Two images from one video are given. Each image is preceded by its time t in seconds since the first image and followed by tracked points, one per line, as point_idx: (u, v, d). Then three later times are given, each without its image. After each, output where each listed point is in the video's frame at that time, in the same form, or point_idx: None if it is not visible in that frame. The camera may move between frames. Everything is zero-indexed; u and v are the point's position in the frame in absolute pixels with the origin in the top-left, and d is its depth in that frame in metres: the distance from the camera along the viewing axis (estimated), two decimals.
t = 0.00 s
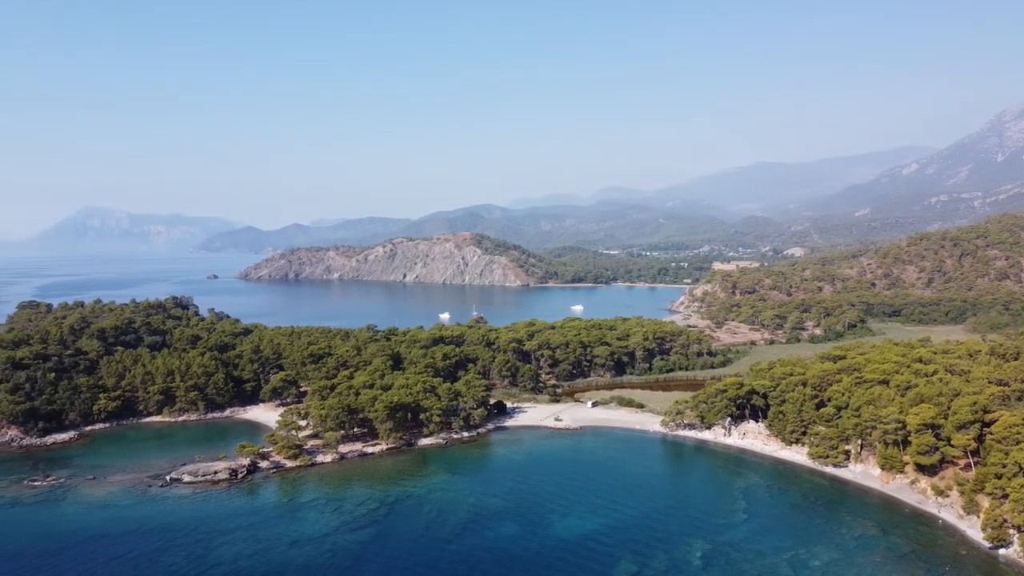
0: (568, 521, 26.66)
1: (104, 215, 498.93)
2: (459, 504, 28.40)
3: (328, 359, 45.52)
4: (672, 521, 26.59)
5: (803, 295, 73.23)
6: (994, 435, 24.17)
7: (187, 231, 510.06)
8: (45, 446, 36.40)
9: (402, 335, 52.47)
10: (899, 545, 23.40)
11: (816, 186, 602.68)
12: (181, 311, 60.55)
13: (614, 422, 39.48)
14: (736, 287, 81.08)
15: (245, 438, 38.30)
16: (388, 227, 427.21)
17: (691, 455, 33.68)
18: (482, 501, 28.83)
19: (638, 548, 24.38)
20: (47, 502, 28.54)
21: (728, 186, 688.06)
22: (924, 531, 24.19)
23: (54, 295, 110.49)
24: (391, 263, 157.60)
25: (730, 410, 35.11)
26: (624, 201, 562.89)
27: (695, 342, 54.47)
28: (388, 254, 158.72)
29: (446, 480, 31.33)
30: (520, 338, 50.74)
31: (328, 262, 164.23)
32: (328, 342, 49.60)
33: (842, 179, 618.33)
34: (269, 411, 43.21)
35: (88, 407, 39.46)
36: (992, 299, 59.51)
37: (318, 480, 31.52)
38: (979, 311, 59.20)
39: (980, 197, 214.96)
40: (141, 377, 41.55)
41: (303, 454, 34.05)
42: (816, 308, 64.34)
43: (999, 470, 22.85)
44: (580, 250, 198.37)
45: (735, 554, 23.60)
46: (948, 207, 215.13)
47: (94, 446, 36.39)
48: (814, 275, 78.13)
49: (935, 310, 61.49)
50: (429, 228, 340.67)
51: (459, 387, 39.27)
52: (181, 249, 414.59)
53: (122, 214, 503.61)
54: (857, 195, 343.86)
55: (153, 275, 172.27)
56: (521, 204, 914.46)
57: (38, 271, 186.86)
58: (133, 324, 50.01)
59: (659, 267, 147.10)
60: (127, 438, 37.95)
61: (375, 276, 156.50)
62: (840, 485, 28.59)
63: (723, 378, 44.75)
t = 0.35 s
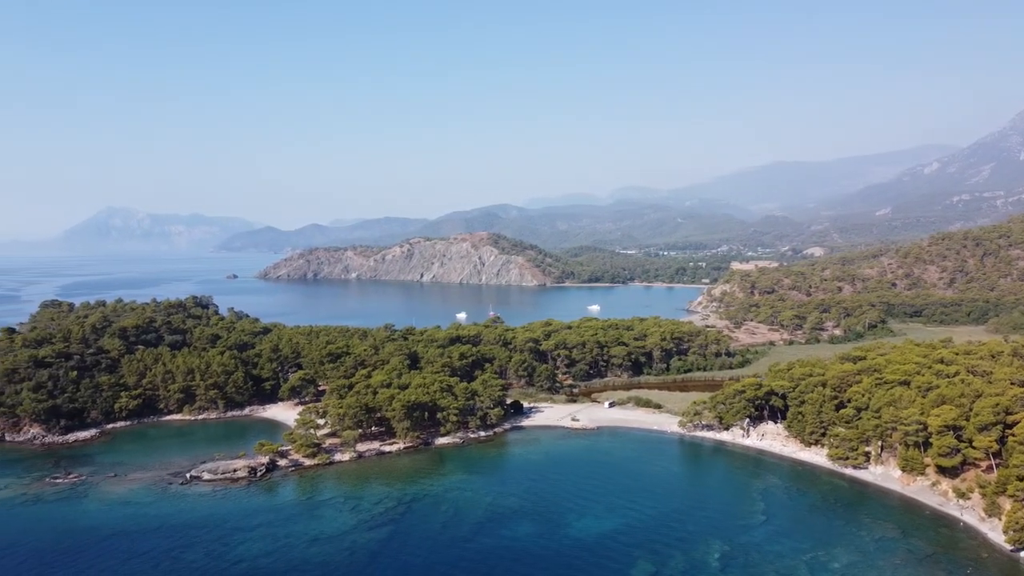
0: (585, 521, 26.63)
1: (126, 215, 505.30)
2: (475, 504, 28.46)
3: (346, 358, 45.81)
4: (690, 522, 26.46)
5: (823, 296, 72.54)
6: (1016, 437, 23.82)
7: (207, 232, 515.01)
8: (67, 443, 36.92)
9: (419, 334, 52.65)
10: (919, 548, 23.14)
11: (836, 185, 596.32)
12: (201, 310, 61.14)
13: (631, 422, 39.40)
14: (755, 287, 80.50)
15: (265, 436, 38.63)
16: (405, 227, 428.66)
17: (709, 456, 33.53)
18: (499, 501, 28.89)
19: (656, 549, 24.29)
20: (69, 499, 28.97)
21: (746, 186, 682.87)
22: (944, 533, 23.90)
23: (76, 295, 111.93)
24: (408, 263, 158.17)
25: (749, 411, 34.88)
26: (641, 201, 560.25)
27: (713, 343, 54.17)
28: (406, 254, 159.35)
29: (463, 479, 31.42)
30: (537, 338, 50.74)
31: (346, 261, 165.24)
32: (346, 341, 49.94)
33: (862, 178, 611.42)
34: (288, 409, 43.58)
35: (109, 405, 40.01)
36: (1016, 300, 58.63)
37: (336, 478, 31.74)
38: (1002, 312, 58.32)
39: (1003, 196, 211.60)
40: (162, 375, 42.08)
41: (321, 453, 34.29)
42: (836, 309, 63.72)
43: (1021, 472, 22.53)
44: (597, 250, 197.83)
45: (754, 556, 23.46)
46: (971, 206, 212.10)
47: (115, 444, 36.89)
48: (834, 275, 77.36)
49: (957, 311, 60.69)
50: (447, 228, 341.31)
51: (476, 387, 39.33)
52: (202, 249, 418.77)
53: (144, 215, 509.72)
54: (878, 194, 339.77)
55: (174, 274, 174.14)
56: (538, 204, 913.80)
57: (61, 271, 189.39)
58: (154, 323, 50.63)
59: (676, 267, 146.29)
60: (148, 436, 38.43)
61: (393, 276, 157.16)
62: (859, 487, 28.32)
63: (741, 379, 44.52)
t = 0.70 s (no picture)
0: (604, 522, 26.59)
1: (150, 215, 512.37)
2: (495, 503, 28.52)
3: (367, 357, 46.14)
4: (710, 524, 26.32)
5: (846, 296, 71.73)
6: None
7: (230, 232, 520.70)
8: (92, 440, 37.56)
9: (438, 334, 52.82)
10: (943, 551, 22.81)
11: (860, 184, 588.87)
12: (223, 310, 61.86)
13: (651, 423, 39.25)
14: (776, 288, 79.77)
15: (286, 434, 38.98)
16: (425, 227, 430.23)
17: (730, 457, 33.31)
18: (518, 500, 28.93)
19: (675, 550, 24.19)
20: (94, 496, 29.49)
21: (768, 185, 676.53)
22: (969, 536, 23.55)
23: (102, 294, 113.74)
24: (428, 263, 158.80)
25: (770, 412, 34.60)
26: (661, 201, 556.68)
27: (734, 343, 53.79)
28: (426, 254, 159.95)
29: (482, 479, 31.49)
30: (556, 338, 50.69)
31: (367, 261, 166.26)
32: (366, 341, 50.28)
33: (887, 177, 603.04)
34: (310, 407, 44.00)
35: (134, 403, 40.60)
36: None
37: (356, 476, 31.98)
38: None
39: None
40: (185, 374, 42.67)
41: (341, 451, 34.55)
42: (859, 309, 62.98)
43: None
44: (617, 250, 196.93)
45: (774, 558, 23.29)
46: (998, 206, 208.19)
47: (140, 441, 37.48)
48: (857, 275, 76.45)
49: (983, 312, 59.71)
50: (466, 228, 341.99)
51: (495, 386, 39.40)
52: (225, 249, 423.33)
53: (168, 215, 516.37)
54: (902, 193, 335.06)
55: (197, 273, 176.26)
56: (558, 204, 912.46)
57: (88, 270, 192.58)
58: (177, 322, 51.32)
59: (697, 267, 145.27)
60: (172, 434, 38.97)
61: (413, 276, 157.79)
62: (882, 489, 27.98)
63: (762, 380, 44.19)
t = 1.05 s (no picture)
0: (625, 523, 26.52)
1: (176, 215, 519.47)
2: (516, 503, 28.56)
3: (388, 356, 46.45)
4: (731, 526, 26.15)
5: (871, 296, 70.82)
6: None
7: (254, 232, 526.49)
8: (118, 437, 38.21)
9: (459, 333, 52.96)
10: (969, 555, 22.47)
11: (885, 183, 580.51)
12: (247, 309, 62.58)
13: (672, 424, 39.07)
14: (800, 287, 78.95)
15: (308, 433, 39.33)
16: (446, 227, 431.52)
17: (752, 459, 33.07)
18: (539, 500, 28.96)
19: (696, 552, 24.06)
20: (120, 492, 30.01)
21: (791, 185, 669.51)
22: (996, 539, 23.20)
23: (129, 293, 115.59)
24: (449, 262, 159.25)
25: (794, 414, 34.27)
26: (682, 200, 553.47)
27: (757, 344, 53.34)
28: (446, 254, 160.39)
29: (503, 478, 31.54)
30: (576, 338, 50.64)
31: (388, 261, 167.17)
32: (388, 340, 50.60)
33: (913, 176, 593.94)
34: (332, 406, 44.39)
35: (159, 401, 41.24)
36: None
37: (378, 475, 32.19)
38: None
39: None
40: (210, 373, 43.27)
41: (363, 450, 34.80)
42: (884, 310, 62.15)
43: None
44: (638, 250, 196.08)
45: (797, 560, 23.09)
46: None
47: (165, 439, 38.06)
48: (882, 275, 75.46)
49: (1011, 312, 58.65)
50: (487, 228, 342.59)
51: (516, 386, 39.46)
52: (248, 249, 427.83)
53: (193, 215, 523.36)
54: (929, 192, 329.57)
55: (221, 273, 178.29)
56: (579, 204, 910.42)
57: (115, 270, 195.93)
58: (202, 321, 52.03)
59: (719, 267, 144.14)
60: (196, 432, 39.53)
61: (434, 276, 158.35)
62: (908, 492, 27.61)
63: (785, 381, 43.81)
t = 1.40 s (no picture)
0: (647, 524, 26.45)
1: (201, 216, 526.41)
2: (537, 503, 28.62)
3: (410, 355, 46.71)
4: (754, 528, 25.98)
5: (897, 296, 69.83)
6: None
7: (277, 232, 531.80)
8: (144, 434, 38.84)
9: (480, 333, 53.10)
10: (996, 558, 22.15)
11: (912, 182, 571.47)
12: (271, 308, 63.29)
13: (694, 425, 38.87)
14: (825, 288, 78.07)
15: (331, 431, 39.71)
16: (467, 227, 432.30)
17: (775, 460, 32.81)
18: (560, 500, 28.98)
19: (718, 554, 23.94)
20: (147, 489, 30.53)
21: (816, 184, 661.77)
22: None
23: (155, 292, 117.33)
24: (470, 262, 159.62)
25: (818, 415, 33.92)
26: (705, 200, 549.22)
27: (781, 345, 52.82)
28: (467, 254, 160.80)
29: (524, 478, 31.61)
30: (598, 338, 50.54)
31: (410, 260, 168.02)
32: (410, 339, 50.90)
33: (941, 175, 584.13)
34: (354, 404, 44.78)
35: (184, 399, 41.88)
36: None
37: (400, 473, 32.41)
38: None
39: None
40: (234, 371, 43.86)
41: (385, 448, 35.04)
42: (910, 310, 61.26)
43: None
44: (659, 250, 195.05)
45: (821, 563, 22.89)
46: None
47: (190, 437, 38.64)
48: (908, 275, 74.36)
49: None
50: (508, 228, 342.85)
51: (537, 385, 39.47)
52: (272, 249, 431.99)
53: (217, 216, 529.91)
54: (957, 191, 323.61)
55: (244, 272, 180.13)
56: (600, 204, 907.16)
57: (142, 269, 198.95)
58: (227, 320, 52.74)
59: (742, 267, 142.88)
60: (221, 429, 40.06)
61: (455, 276, 158.81)
62: (934, 495, 27.24)
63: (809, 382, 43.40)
